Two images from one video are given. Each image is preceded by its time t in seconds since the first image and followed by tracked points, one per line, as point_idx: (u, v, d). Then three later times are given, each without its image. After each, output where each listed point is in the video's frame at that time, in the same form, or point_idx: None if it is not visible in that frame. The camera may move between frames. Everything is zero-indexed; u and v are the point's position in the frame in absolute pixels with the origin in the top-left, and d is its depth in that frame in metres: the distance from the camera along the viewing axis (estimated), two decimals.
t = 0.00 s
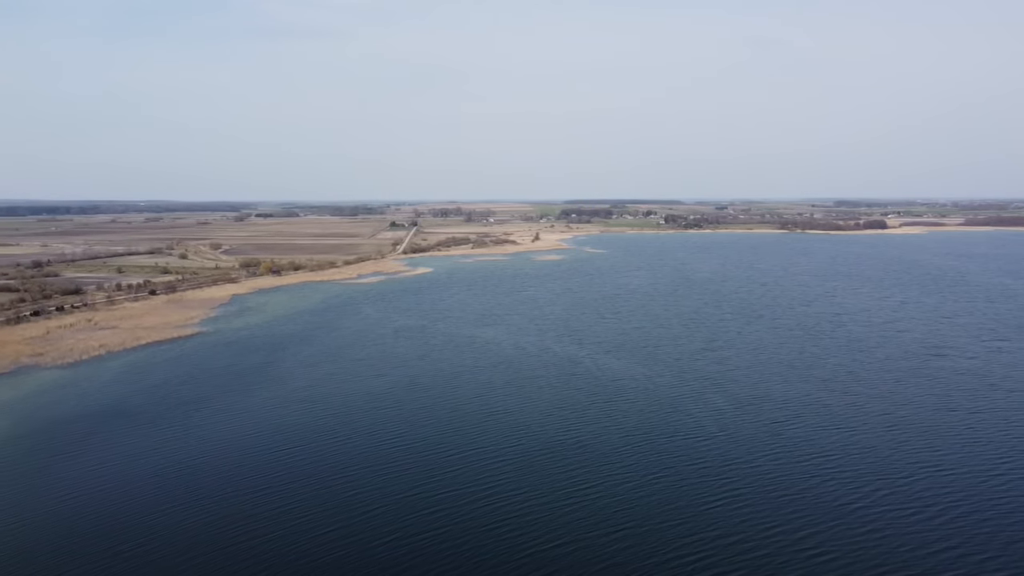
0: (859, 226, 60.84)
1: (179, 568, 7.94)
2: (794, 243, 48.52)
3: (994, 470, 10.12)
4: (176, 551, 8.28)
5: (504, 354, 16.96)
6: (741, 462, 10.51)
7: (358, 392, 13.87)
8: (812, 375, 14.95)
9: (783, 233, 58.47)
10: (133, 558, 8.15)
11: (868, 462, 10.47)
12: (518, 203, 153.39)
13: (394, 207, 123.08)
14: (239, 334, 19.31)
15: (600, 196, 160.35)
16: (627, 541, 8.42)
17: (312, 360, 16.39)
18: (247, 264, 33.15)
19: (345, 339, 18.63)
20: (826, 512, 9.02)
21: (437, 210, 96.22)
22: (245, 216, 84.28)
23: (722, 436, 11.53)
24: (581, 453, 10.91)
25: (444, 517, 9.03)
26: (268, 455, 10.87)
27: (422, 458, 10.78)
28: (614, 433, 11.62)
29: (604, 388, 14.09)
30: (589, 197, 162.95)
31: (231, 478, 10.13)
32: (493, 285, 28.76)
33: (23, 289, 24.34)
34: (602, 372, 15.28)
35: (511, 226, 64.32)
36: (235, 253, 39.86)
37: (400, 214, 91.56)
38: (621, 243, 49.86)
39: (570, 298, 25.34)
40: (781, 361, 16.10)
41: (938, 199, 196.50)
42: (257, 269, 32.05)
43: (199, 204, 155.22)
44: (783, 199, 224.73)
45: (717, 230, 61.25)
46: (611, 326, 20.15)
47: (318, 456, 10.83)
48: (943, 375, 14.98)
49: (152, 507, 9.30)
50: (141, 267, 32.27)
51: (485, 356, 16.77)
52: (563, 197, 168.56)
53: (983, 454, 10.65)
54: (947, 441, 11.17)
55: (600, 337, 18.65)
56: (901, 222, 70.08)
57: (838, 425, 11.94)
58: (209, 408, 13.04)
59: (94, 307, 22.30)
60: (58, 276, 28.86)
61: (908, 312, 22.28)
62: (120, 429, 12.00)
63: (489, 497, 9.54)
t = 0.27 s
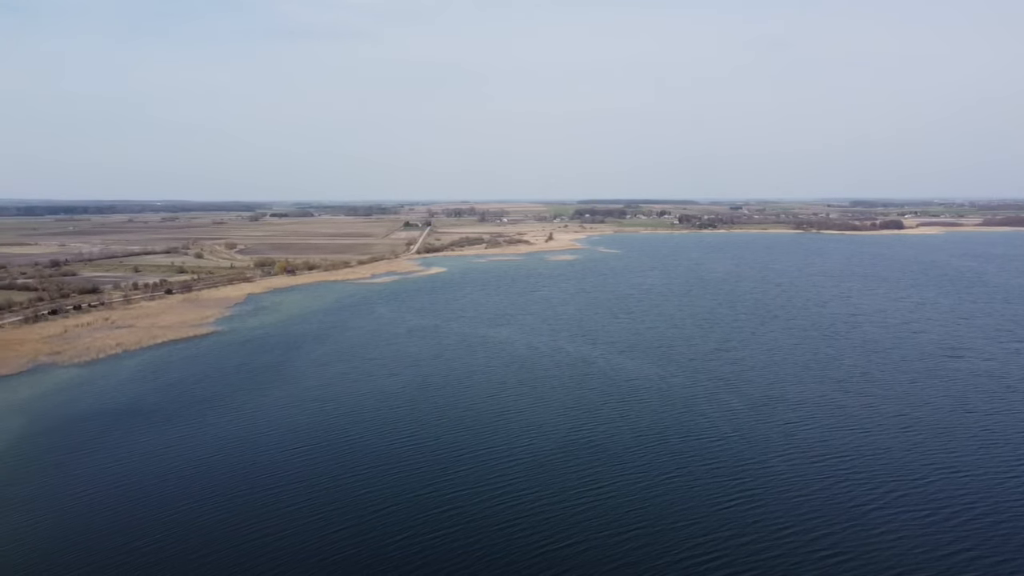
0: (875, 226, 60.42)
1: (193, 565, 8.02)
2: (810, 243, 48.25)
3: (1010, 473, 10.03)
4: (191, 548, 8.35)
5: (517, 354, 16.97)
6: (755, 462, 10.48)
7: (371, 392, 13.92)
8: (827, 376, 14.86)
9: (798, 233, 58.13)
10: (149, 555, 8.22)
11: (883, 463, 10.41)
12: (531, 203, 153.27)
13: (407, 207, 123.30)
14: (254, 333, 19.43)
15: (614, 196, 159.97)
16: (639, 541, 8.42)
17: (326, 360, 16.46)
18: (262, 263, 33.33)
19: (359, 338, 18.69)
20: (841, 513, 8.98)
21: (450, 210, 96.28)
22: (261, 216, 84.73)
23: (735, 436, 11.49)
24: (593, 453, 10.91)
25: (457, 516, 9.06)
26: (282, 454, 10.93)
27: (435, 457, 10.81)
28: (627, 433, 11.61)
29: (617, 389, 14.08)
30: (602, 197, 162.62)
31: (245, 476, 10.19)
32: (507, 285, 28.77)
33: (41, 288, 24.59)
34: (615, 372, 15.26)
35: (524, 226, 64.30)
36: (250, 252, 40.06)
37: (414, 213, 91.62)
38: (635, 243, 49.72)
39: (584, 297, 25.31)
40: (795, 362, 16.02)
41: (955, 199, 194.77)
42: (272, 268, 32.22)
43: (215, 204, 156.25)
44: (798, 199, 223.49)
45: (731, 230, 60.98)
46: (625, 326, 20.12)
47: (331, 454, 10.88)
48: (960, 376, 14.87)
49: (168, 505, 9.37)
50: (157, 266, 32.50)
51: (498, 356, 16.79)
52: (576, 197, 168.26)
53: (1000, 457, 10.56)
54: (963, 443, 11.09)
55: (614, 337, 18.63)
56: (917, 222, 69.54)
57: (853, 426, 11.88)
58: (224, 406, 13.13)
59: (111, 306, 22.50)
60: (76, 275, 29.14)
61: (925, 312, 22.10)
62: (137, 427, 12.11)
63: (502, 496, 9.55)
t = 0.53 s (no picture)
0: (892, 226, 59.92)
1: (207, 562, 8.08)
2: (825, 244, 47.93)
3: None
4: (204, 546, 8.38)
5: (530, 354, 16.96)
6: (769, 463, 10.43)
7: (385, 391, 13.97)
8: (842, 378, 14.77)
9: (814, 233, 57.77)
10: (164, 552, 8.29)
11: (898, 465, 10.34)
12: (545, 202, 153.04)
13: (421, 207, 123.49)
14: (269, 333, 19.52)
15: (628, 196, 159.57)
16: (652, 541, 8.41)
17: (340, 359, 16.53)
18: (276, 263, 33.49)
19: (374, 338, 18.76)
20: (855, 514, 8.94)
21: (463, 210, 96.40)
22: (275, 216, 85.15)
23: (749, 437, 11.44)
24: (605, 453, 10.91)
25: (470, 515, 9.08)
26: (296, 453, 10.98)
27: (447, 457, 10.84)
28: (641, 434, 11.60)
29: (630, 389, 14.06)
30: (615, 197, 162.37)
31: (259, 474, 10.26)
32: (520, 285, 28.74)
33: (58, 287, 24.82)
34: (628, 373, 15.25)
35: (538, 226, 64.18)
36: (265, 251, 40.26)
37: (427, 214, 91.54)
38: (648, 243, 49.56)
39: (597, 298, 25.26)
40: (810, 363, 15.93)
41: (973, 199, 192.97)
42: (286, 268, 32.38)
43: (230, 204, 157.02)
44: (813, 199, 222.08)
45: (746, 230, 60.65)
46: (639, 326, 20.08)
47: (346, 454, 10.92)
48: (977, 378, 14.73)
49: (183, 502, 9.44)
50: (173, 266, 32.72)
51: (511, 355, 16.79)
52: (589, 197, 167.90)
53: (1016, 460, 10.45)
54: (979, 445, 10.99)
55: (627, 337, 18.59)
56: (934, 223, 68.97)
57: (868, 427, 11.80)
58: (239, 405, 13.22)
59: (127, 305, 22.69)
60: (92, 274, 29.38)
61: (942, 313, 21.91)
62: (153, 425, 12.20)
63: (515, 496, 9.57)
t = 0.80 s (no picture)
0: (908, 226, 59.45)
1: (221, 558, 8.15)
2: (841, 244, 47.64)
3: None
4: (218, 543, 8.45)
5: (543, 354, 16.96)
6: (782, 465, 10.38)
7: (398, 390, 14.01)
8: (856, 379, 14.68)
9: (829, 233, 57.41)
10: (179, 549, 8.36)
11: (913, 466, 10.28)
12: (558, 202, 152.85)
13: (435, 207, 123.60)
14: (283, 332, 19.63)
15: (642, 195, 159.11)
16: (663, 541, 8.40)
17: (354, 358, 16.59)
18: (291, 262, 33.61)
19: (387, 337, 18.82)
20: (868, 516, 8.89)
21: (477, 210, 96.45)
22: (290, 216, 85.60)
23: (763, 438, 11.40)
24: (618, 453, 10.90)
25: (482, 514, 9.10)
26: (309, 451, 11.04)
27: (460, 456, 10.86)
28: (654, 434, 11.58)
29: (643, 389, 14.03)
30: (629, 196, 161.97)
31: (273, 472, 10.32)
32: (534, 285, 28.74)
33: (76, 286, 25.05)
34: (641, 373, 15.23)
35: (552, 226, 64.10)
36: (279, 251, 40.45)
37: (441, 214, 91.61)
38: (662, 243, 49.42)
39: (611, 298, 25.22)
40: (825, 364, 15.84)
41: (991, 199, 191.16)
42: (301, 267, 32.52)
43: (247, 204, 157.80)
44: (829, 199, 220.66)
45: (761, 230, 60.33)
46: (652, 326, 20.04)
47: (359, 452, 10.97)
48: (994, 379, 14.60)
49: (198, 500, 9.52)
50: (188, 265, 32.93)
51: (524, 355, 16.79)
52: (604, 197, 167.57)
53: None
54: (995, 447, 10.89)
55: (640, 338, 18.56)
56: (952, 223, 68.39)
57: (882, 429, 11.73)
58: (253, 403, 13.29)
59: (144, 304, 22.87)
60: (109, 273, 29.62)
61: (959, 314, 21.72)
62: (168, 423, 12.30)
63: (527, 495, 9.58)
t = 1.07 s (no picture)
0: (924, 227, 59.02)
1: (236, 555, 8.22)
2: (856, 244, 47.36)
3: None
4: (232, 540, 8.52)
5: (556, 354, 16.96)
6: (795, 466, 10.35)
7: (411, 389, 14.05)
8: (871, 380, 14.60)
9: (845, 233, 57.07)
10: (194, 546, 8.44)
11: (928, 468, 10.21)
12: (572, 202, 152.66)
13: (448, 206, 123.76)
14: (297, 331, 19.73)
15: (656, 195, 158.64)
16: (675, 542, 8.40)
17: (368, 358, 16.66)
18: (305, 262, 33.74)
19: (401, 337, 18.88)
20: (883, 519, 8.81)
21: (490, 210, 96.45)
22: (304, 215, 85.73)
23: (776, 439, 11.36)
24: (630, 453, 10.89)
25: (494, 513, 9.13)
26: (323, 450, 11.11)
27: (472, 455, 10.89)
28: (666, 435, 11.56)
29: (656, 390, 14.01)
30: (643, 196, 161.58)
31: (287, 470, 10.39)
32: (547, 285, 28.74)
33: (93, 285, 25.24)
34: (654, 373, 15.20)
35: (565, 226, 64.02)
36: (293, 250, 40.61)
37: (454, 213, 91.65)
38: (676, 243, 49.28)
39: (624, 298, 25.19)
40: (840, 365, 15.76)
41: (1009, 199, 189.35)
42: (315, 267, 32.64)
43: (261, 204, 158.52)
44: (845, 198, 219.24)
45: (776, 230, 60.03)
46: (666, 326, 20.00)
47: (372, 452, 11.02)
48: (1011, 381, 14.48)
49: (213, 497, 9.60)
50: (203, 265, 33.11)
51: (537, 355, 16.80)
52: (617, 196, 167.17)
53: None
54: (1012, 449, 10.80)
55: (654, 338, 18.54)
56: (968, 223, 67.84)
57: (898, 430, 11.66)
58: (268, 402, 13.37)
59: (160, 303, 23.04)
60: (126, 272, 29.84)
61: (976, 315, 21.56)
62: (183, 422, 12.40)
63: (539, 495, 9.60)
